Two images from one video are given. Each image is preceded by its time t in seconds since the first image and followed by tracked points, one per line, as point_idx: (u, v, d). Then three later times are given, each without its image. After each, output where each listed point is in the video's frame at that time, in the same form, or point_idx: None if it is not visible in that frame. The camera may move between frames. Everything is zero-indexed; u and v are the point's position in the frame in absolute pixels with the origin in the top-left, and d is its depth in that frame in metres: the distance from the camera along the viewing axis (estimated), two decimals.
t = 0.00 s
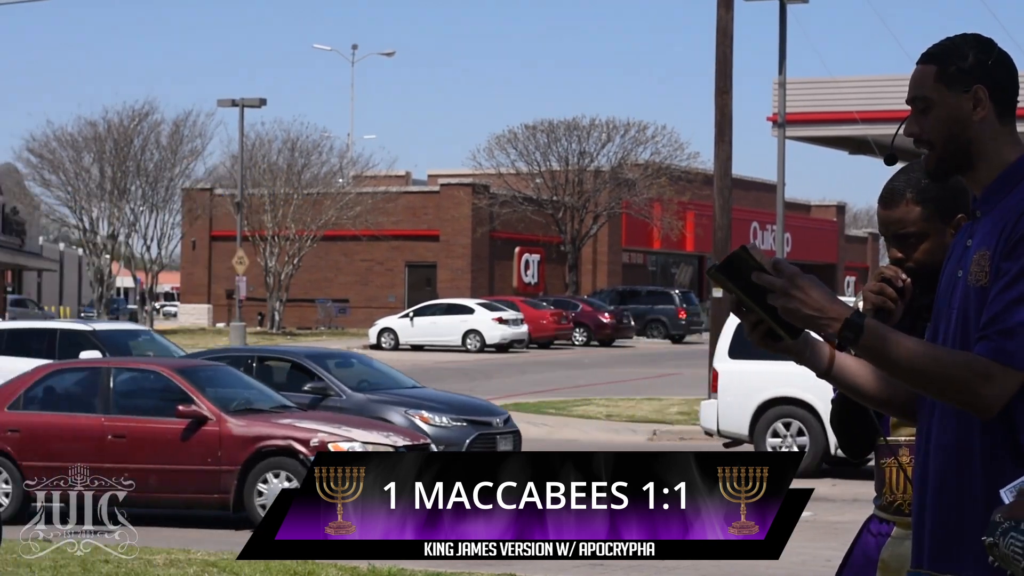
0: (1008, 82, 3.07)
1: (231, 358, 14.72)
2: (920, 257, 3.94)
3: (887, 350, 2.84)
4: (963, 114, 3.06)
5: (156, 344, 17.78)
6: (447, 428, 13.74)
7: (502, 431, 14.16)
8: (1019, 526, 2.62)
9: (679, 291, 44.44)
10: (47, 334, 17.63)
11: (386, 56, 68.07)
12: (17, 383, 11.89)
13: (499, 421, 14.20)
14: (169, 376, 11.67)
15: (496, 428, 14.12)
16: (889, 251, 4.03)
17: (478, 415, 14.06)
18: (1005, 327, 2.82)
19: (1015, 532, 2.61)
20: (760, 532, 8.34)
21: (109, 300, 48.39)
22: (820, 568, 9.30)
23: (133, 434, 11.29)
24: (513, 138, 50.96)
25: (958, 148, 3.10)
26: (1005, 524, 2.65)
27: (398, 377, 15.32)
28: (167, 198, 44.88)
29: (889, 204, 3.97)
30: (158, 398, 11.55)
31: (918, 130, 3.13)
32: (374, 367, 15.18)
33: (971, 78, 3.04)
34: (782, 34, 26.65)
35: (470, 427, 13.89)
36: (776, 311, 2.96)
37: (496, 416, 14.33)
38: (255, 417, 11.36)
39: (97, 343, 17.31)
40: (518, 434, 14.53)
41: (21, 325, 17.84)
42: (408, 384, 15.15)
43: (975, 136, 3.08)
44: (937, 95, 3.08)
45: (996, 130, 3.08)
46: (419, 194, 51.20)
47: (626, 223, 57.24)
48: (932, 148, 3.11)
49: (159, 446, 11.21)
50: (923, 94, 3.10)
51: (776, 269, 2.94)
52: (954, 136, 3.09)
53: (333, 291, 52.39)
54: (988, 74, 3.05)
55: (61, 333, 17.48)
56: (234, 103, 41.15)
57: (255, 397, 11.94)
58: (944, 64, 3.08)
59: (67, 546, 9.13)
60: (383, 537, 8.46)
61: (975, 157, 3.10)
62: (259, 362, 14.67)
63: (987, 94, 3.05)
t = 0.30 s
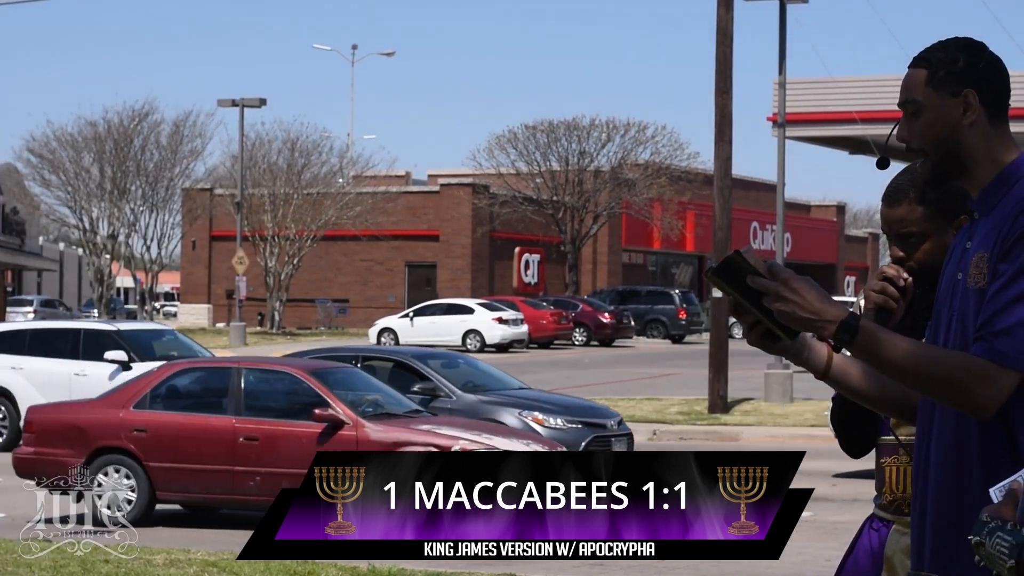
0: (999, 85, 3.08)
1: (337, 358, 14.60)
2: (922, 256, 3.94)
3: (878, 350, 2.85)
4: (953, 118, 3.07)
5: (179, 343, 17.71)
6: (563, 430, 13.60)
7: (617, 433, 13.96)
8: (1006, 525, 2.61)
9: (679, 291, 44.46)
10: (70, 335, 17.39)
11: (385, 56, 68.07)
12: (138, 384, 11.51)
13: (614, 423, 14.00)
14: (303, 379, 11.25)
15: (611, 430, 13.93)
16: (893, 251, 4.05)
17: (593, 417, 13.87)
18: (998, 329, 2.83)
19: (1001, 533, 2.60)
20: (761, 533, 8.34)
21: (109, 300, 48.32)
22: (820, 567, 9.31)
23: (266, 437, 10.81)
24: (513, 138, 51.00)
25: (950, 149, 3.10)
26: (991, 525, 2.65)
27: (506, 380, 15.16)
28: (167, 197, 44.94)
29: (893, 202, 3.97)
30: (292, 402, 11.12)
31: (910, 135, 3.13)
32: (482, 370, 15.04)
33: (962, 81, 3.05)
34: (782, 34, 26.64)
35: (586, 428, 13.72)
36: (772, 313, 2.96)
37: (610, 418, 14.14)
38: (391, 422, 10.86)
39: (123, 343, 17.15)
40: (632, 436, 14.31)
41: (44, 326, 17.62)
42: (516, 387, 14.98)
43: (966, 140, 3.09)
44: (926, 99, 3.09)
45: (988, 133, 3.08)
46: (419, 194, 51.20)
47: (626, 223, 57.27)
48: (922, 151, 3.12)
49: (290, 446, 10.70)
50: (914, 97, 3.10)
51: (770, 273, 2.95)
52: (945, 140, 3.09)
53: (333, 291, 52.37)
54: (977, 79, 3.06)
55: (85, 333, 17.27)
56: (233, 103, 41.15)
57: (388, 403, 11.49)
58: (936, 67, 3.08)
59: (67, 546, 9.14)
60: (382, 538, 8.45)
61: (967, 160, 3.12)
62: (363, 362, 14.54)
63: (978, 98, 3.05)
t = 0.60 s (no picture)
0: (992, 85, 3.08)
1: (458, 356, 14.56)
2: (921, 254, 3.94)
3: (876, 349, 2.85)
4: (949, 119, 3.07)
5: (212, 344, 17.72)
6: (695, 434, 13.49)
7: (748, 438, 13.84)
8: (1010, 527, 2.54)
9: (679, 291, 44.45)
10: (104, 334, 17.29)
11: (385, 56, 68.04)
12: (268, 383, 11.51)
13: (744, 428, 13.87)
14: (439, 378, 11.23)
15: (743, 435, 13.79)
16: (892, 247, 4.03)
17: (723, 423, 13.76)
18: (995, 329, 2.83)
19: (1006, 534, 2.52)
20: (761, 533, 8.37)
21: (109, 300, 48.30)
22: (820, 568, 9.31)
23: (403, 437, 10.83)
24: (513, 138, 51.04)
25: (947, 152, 3.10)
26: (991, 526, 2.58)
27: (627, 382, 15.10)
28: (167, 197, 44.98)
29: (898, 197, 3.93)
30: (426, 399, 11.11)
31: (906, 137, 3.13)
32: (602, 372, 14.99)
33: (956, 83, 3.05)
34: (782, 34, 26.64)
35: (718, 434, 13.60)
36: (770, 311, 2.96)
37: (740, 424, 14.01)
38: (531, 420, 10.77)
39: (158, 343, 17.09)
40: (760, 442, 14.19)
41: (76, 325, 17.52)
42: (638, 390, 14.90)
43: (963, 141, 3.09)
44: (920, 102, 3.09)
45: (984, 134, 3.08)
46: (419, 194, 51.19)
47: (626, 223, 57.27)
48: (918, 153, 3.12)
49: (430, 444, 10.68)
50: (909, 100, 3.11)
51: (768, 271, 2.94)
52: (942, 142, 3.09)
53: (333, 291, 52.39)
54: (973, 80, 3.06)
55: (119, 332, 17.18)
56: (233, 103, 41.16)
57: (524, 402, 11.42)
58: (931, 70, 3.08)
59: (67, 546, 9.15)
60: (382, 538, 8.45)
61: (964, 161, 3.11)
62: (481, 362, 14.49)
63: (973, 98, 3.05)
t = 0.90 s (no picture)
0: (990, 85, 3.08)
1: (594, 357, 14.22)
2: (922, 232, 3.96)
3: (877, 351, 2.85)
4: (946, 118, 3.07)
5: (257, 344, 17.57)
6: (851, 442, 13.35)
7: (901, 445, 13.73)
8: (1011, 530, 2.53)
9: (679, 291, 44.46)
10: (147, 334, 16.96)
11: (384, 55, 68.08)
12: (395, 387, 11.53)
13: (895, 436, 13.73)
14: (578, 380, 11.20)
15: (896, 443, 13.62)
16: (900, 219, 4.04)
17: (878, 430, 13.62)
18: (995, 330, 2.83)
19: (1006, 537, 2.52)
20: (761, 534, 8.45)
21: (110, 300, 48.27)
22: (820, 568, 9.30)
23: (543, 440, 10.82)
24: (514, 138, 51.08)
25: (945, 149, 3.10)
26: (991, 528, 2.58)
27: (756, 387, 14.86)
28: (167, 197, 45.01)
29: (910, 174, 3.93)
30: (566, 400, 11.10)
31: (903, 136, 3.13)
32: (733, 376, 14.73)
33: (952, 82, 3.06)
34: (782, 34, 26.66)
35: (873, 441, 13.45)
36: (769, 310, 2.96)
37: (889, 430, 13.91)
38: (674, 424, 10.67)
39: (204, 343, 16.87)
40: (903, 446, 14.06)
41: (118, 326, 17.10)
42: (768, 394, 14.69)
43: (962, 140, 3.08)
44: (917, 101, 3.09)
45: (982, 133, 3.08)
46: (419, 194, 51.16)
47: (626, 223, 57.34)
48: (915, 150, 3.12)
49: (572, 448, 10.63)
50: (905, 100, 3.10)
51: (766, 271, 2.94)
52: (939, 142, 3.10)
53: (333, 291, 52.37)
54: (971, 79, 3.06)
55: (163, 332, 16.91)
56: (233, 104, 41.20)
57: (661, 404, 11.30)
58: (927, 69, 3.09)
59: (67, 546, 9.16)
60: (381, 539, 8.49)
61: (962, 160, 3.11)
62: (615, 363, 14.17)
63: (972, 99, 3.05)
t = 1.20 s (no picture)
0: (988, 85, 3.08)
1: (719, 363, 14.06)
2: (920, 219, 3.97)
3: (882, 354, 2.85)
4: (944, 118, 3.07)
5: (312, 345, 17.07)
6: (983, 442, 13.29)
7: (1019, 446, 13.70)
8: (1006, 528, 2.53)
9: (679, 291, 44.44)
10: (201, 334, 16.63)
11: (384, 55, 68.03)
12: (531, 387, 11.30)
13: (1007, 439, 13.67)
14: (723, 381, 10.98)
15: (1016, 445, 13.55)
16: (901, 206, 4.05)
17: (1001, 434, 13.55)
18: (994, 330, 2.83)
19: (999, 536, 2.52)
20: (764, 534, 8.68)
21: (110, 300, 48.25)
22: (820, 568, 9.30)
23: (687, 442, 10.56)
24: (513, 138, 51.12)
25: (943, 149, 3.10)
26: (986, 527, 2.57)
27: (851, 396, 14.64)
28: (167, 197, 45.00)
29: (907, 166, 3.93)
30: (708, 403, 10.88)
31: (901, 136, 3.13)
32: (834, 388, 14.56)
33: (951, 81, 3.06)
34: (782, 34, 26.66)
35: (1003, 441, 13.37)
36: (766, 309, 2.96)
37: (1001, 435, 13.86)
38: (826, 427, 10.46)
39: (259, 342, 16.45)
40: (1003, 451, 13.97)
41: (171, 326, 16.79)
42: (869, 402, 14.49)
43: (959, 140, 3.08)
44: (916, 100, 3.09)
45: (980, 131, 3.08)
46: (419, 194, 51.15)
47: (626, 223, 57.41)
48: (914, 150, 3.12)
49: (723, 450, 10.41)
50: (902, 100, 3.11)
51: (765, 272, 2.92)
52: (937, 141, 3.10)
53: (333, 291, 52.35)
54: (969, 79, 3.06)
55: (218, 332, 16.54)
56: (233, 104, 41.22)
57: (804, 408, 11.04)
58: (924, 70, 3.09)
59: (67, 546, 9.16)
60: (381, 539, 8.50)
61: (959, 160, 3.11)
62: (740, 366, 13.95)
63: (970, 98, 3.06)
